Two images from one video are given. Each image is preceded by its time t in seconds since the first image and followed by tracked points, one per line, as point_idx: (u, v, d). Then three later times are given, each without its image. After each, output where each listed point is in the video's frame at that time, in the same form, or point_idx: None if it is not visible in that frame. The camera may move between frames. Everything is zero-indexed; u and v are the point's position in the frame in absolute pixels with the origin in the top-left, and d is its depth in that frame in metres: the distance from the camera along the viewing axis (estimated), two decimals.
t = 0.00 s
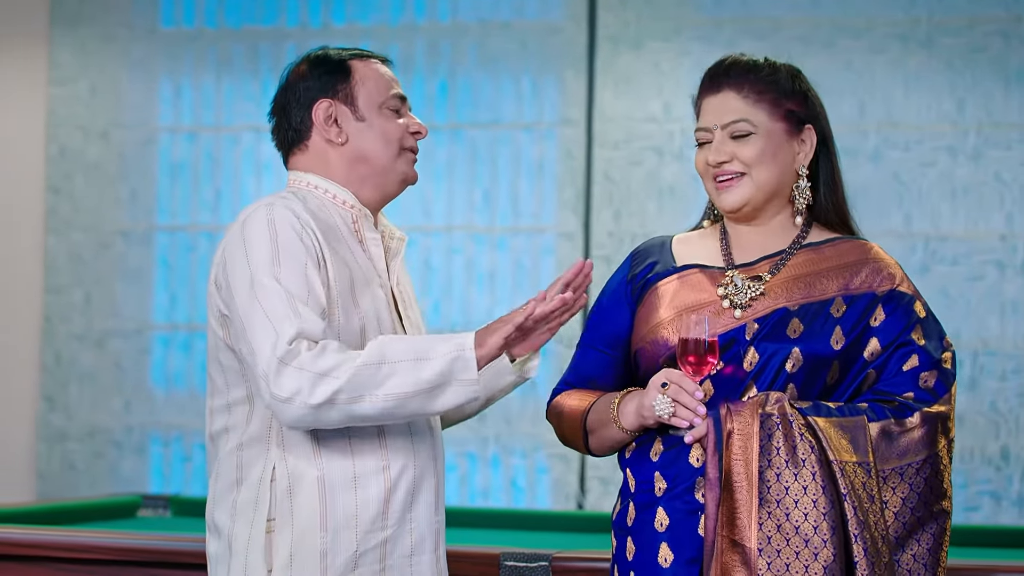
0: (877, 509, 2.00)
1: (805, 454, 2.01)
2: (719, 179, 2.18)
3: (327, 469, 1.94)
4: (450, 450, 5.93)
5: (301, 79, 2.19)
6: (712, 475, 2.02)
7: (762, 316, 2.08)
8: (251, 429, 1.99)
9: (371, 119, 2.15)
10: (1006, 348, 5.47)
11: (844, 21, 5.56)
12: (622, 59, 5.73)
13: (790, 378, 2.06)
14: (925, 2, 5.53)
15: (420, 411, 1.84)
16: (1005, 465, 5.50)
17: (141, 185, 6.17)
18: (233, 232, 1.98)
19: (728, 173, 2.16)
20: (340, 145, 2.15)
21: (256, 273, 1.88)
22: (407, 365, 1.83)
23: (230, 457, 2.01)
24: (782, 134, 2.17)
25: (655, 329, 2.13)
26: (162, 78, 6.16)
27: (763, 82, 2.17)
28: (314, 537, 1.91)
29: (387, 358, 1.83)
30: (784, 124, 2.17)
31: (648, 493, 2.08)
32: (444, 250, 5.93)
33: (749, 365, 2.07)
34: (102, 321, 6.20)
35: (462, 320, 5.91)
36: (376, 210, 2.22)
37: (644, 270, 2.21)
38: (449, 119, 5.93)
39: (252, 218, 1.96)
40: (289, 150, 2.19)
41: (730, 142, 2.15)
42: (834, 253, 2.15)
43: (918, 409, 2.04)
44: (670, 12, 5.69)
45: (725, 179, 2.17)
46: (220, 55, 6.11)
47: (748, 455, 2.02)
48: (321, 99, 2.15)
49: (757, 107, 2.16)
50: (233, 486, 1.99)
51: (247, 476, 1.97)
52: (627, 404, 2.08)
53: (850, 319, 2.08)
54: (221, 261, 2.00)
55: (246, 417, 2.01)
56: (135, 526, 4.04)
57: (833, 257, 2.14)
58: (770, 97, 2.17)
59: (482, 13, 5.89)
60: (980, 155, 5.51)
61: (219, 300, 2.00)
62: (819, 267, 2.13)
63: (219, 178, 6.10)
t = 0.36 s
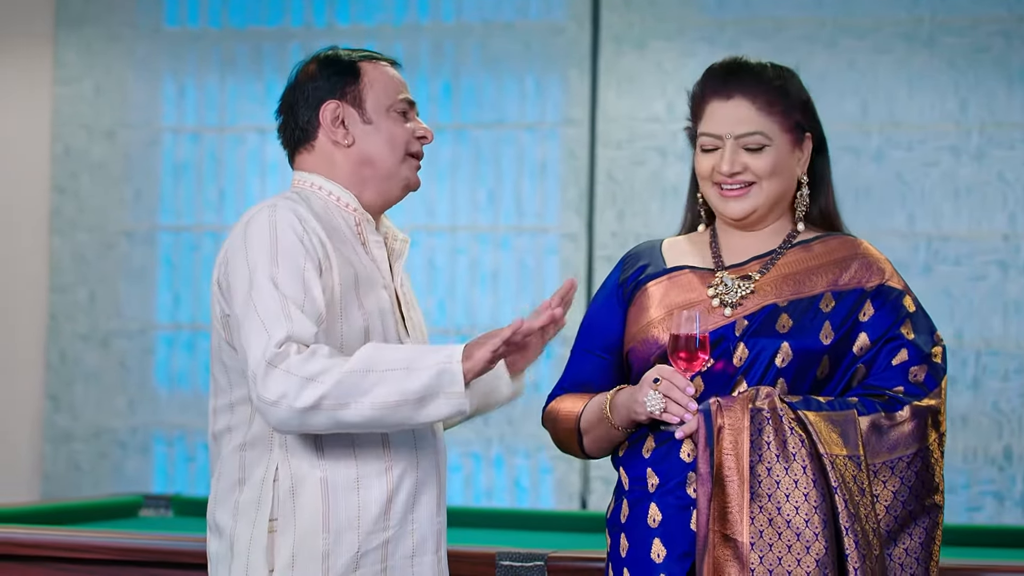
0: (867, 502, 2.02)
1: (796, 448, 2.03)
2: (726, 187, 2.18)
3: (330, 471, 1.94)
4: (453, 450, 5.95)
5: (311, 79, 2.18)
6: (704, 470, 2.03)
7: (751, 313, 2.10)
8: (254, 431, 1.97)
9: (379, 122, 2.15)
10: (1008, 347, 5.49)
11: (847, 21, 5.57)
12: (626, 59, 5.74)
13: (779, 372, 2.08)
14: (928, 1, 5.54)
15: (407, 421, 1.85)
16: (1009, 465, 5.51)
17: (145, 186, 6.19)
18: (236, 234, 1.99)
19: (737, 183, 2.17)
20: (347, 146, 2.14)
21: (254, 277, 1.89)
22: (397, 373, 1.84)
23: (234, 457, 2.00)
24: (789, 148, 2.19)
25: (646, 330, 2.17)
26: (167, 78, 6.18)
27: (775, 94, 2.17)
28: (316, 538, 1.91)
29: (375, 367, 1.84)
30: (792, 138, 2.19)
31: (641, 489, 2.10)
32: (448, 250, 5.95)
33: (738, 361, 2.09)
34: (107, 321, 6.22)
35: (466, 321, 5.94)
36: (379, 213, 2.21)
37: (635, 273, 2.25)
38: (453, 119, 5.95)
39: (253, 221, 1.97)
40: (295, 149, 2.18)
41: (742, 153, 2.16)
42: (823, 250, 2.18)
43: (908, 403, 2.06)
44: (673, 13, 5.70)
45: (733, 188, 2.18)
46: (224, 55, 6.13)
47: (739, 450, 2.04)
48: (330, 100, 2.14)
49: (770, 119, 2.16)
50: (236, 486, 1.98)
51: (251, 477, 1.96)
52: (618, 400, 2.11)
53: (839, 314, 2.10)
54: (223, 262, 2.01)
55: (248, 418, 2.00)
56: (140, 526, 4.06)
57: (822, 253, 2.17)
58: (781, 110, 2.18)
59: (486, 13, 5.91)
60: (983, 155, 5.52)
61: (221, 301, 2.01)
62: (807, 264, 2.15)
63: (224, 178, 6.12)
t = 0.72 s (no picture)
0: (861, 498, 2.03)
1: (786, 446, 2.04)
2: (729, 193, 2.21)
3: (324, 471, 1.93)
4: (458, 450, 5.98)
5: (340, 92, 2.05)
6: (694, 470, 2.05)
7: (739, 313, 2.15)
8: (252, 429, 1.98)
9: (399, 156, 2.04)
10: (1012, 347, 5.50)
11: (852, 21, 5.58)
12: (630, 59, 5.75)
13: (768, 370, 2.12)
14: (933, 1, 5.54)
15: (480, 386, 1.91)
16: (1012, 465, 5.52)
17: (151, 186, 6.22)
18: (257, 234, 1.96)
19: (743, 190, 2.20)
20: (363, 178, 2.05)
21: (304, 280, 1.88)
22: (468, 337, 1.88)
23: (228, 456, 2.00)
24: (792, 155, 2.22)
25: (635, 333, 2.24)
26: (173, 78, 6.20)
27: (784, 102, 2.20)
28: (308, 539, 1.92)
29: (447, 341, 1.87)
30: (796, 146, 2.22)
31: (634, 490, 2.15)
32: (452, 250, 5.97)
33: (727, 360, 2.14)
34: (112, 320, 6.25)
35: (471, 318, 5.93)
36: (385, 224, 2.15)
37: (624, 278, 2.30)
38: (457, 119, 5.96)
39: (278, 223, 1.95)
40: (313, 160, 2.09)
41: (751, 159, 2.18)
42: (810, 247, 2.22)
43: (899, 397, 2.08)
44: (678, 12, 5.71)
45: (736, 195, 2.20)
46: (230, 55, 6.14)
47: (730, 450, 2.05)
48: (353, 131, 2.03)
49: (778, 127, 2.19)
50: (227, 483, 2.00)
51: (244, 474, 1.97)
52: (609, 402, 2.17)
53: (827, 310, 2.15)
54: (238, 263, 1.97)
55: (245, 415, 2.00)
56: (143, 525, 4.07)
57: (810, 251, 2.21)
58: (787, 117, 2.20)
59: (491, 14, 5.93)
60: (987, 155, 5.53)
61: (237, 302, 1.97)
62: (795, 262, 2.20)
63: (229, 179, 6.14)
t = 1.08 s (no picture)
0: (856, 504, 2.04)
1: (781, 453, 2.05)
2: (728, 188, 2.22)
3: (327, 481, 1.96)
4: (469, 450, 5.99)
5: (342, 102, 2.04)
6: (688, 477, 2.08)
7: (737, 316, 2.16)
8: (251, 438, 1.98)
9: (399, 171, 2.05)
10: None
11: (861, 20, 5.57)
12: (640, 58, 5.75)
13: (766, 375, 2.13)
14: None
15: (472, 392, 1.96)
16: None
17: (161, 185, 6.24)
18: (259, 245, 1.97)
19: (741, 186, 2.21)
20: (362, 190, 2.06)
21: (310, 295, 1.90)
22: (465, 347, 1.93)
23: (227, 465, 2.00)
24: (792, 153, 2.22)
25: (633, 334, 2.25)
26: (183, 77, 6.22)
27: (787, 100, 2.20)
28: (312, 549, 1.94)
29: (443, 349, 1.92)
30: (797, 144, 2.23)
31: (631, 493, 2.17)
32: (462, 249, 5.98)
33: (724, 365, 2.15)
34: (123, 320, 6.27)
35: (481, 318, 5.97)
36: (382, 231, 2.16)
37: (625, 277, 2.31)
38: (467, 118, 5.97)
39: (281, 234, 1.96)
40: (310, 164, 2.09)
41: (751, 155, 2.18)
42: (810, 248, 2.23)
43: (896, 402, 2.09)
44: (687, 11, 5.71)
45: (733, 191, 2.21)
46: (240, 55, 6.16)
47: (724, 456, 2.07)
48: (355, 145, 2.03)
49: (780, 125, 2.19)
50: (227, 491, 2.01)
51: (244, 483, 1.99)
52: (607, 404, 2.21)
53: (825, 314, 2.16)
54: (239, 272, 1.97)
55: (243, 423, 2.00)
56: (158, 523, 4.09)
57: (809, 252, 2.22)
58: (789, 114, 2.20)
59: (501, 12, 5.93)
60: (997, 153, 5.51)
61: (237, 311, 1.97)
62: (793, 264, 2.20)
63: (239, 178, 6.16)
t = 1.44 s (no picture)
0: (860, 511, 2.14)
1: (786, 460, 2.15)
2: (702, 188, 2.25)
3: (311, 492, 2.01)
4: (484, 450, 5.97)
5: (313, 103, 2.06)
6: (692, 484, 2.15)
7: (742, 322, 2.22)
8: (231, 449, 2.02)
9: (376, 172, 2.07)
10: None
11: (877, 20, 5.55)
12: (655, 58, 5.74)
13: (773, 384, 2.21)
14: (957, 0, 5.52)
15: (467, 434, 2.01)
16: None
17: (177, 186, 6.27)
18: (241, 252, 1.99)
19: (714, 186, 2.23)
20: (340, 193, 2.09)
21: (296, 303, 1.94)
22: (466, 390, 1.99)
23: (207, 474, 2.03)
24: (775, 157, 2.23)
25: (642, 337, 2.27)
26: (198, 78, 6.25)
27: (767, 103, 2.21)
28: (298, 560, 2.00)
29: (447, 387, 1.98)
30: (779, 148, 2.23)
31: (635, 496, 2.22)
32: (478, 250, 5.99)
33: (729, 371, 2.21)
34: (140, 321, 6.31)
35: (497, 320, 5.99)
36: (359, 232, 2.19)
37: (632, 274, 2.34)
38: (482, 119, 5.98)
39: (263, 240, 1.98)
40: (285, 168, 2.11)
41: (721, 157, 2.21)
42: (818, 250, 2.29)
43: (901, 409, 2.18)
44: (703, 11, 5.68)
45: (708, 191, 2.24)
46: (256, 55, 6.19)
47: (727, 465, 2.16)
48: (330, 147, 2.05)
49: (758, 128, 2.20)
50: (207, 500, 2.03)
51: (226, 494, 2.02)
52: (613, 406, 2.22)
53: (832, 320, 2.22)
54: (221, 279, 2.00)
55: (224, 433, 2.02)
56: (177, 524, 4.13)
57: (818, 254, 2.29)
58: (771, 116, 2.21)
59: (516, 14, 5.93)
60: (1012, 154, 5.50)
61: (218, 318, 2.00)
62: (800, 269, 2.27)
63: (254, 178, 6.19)
